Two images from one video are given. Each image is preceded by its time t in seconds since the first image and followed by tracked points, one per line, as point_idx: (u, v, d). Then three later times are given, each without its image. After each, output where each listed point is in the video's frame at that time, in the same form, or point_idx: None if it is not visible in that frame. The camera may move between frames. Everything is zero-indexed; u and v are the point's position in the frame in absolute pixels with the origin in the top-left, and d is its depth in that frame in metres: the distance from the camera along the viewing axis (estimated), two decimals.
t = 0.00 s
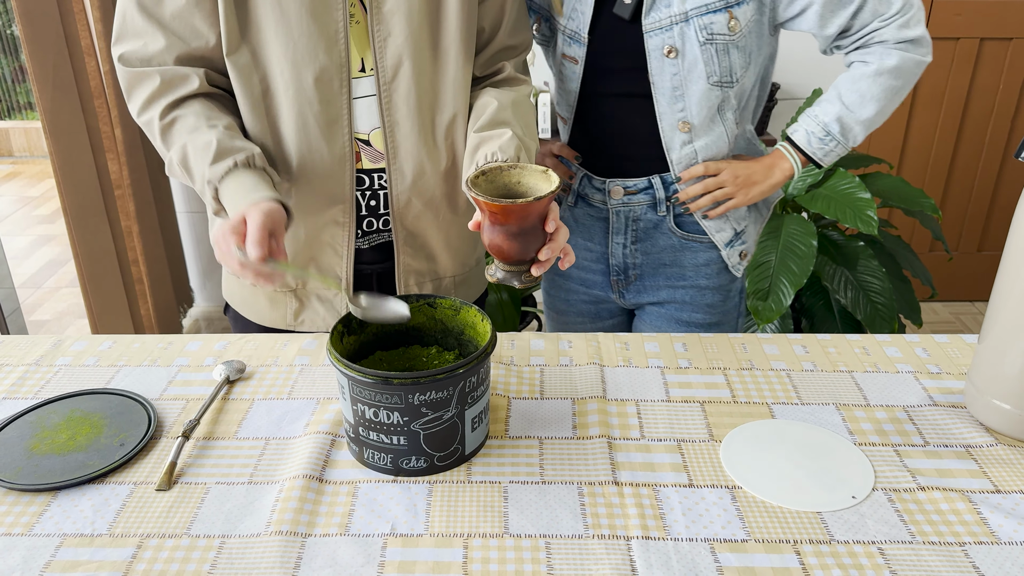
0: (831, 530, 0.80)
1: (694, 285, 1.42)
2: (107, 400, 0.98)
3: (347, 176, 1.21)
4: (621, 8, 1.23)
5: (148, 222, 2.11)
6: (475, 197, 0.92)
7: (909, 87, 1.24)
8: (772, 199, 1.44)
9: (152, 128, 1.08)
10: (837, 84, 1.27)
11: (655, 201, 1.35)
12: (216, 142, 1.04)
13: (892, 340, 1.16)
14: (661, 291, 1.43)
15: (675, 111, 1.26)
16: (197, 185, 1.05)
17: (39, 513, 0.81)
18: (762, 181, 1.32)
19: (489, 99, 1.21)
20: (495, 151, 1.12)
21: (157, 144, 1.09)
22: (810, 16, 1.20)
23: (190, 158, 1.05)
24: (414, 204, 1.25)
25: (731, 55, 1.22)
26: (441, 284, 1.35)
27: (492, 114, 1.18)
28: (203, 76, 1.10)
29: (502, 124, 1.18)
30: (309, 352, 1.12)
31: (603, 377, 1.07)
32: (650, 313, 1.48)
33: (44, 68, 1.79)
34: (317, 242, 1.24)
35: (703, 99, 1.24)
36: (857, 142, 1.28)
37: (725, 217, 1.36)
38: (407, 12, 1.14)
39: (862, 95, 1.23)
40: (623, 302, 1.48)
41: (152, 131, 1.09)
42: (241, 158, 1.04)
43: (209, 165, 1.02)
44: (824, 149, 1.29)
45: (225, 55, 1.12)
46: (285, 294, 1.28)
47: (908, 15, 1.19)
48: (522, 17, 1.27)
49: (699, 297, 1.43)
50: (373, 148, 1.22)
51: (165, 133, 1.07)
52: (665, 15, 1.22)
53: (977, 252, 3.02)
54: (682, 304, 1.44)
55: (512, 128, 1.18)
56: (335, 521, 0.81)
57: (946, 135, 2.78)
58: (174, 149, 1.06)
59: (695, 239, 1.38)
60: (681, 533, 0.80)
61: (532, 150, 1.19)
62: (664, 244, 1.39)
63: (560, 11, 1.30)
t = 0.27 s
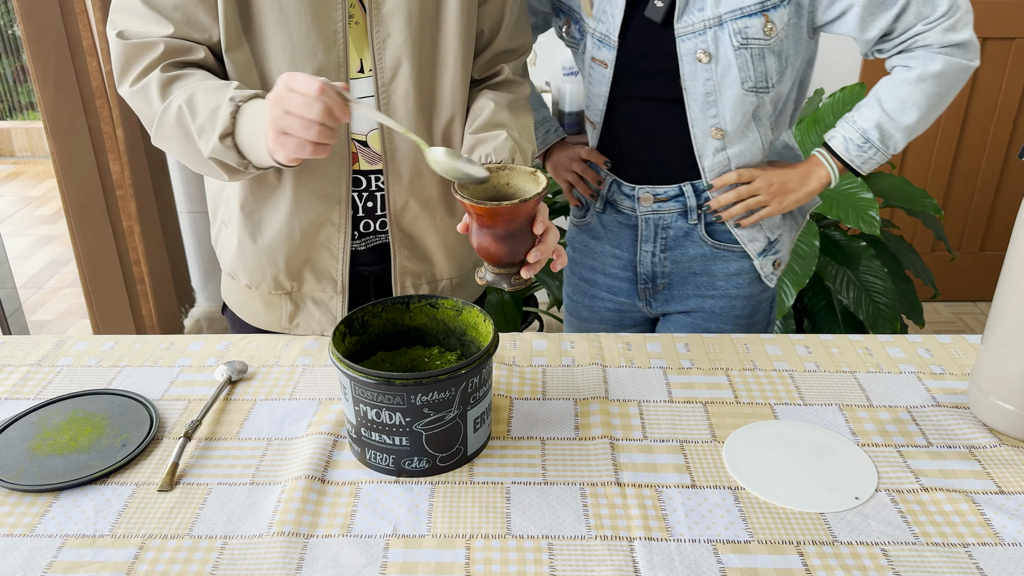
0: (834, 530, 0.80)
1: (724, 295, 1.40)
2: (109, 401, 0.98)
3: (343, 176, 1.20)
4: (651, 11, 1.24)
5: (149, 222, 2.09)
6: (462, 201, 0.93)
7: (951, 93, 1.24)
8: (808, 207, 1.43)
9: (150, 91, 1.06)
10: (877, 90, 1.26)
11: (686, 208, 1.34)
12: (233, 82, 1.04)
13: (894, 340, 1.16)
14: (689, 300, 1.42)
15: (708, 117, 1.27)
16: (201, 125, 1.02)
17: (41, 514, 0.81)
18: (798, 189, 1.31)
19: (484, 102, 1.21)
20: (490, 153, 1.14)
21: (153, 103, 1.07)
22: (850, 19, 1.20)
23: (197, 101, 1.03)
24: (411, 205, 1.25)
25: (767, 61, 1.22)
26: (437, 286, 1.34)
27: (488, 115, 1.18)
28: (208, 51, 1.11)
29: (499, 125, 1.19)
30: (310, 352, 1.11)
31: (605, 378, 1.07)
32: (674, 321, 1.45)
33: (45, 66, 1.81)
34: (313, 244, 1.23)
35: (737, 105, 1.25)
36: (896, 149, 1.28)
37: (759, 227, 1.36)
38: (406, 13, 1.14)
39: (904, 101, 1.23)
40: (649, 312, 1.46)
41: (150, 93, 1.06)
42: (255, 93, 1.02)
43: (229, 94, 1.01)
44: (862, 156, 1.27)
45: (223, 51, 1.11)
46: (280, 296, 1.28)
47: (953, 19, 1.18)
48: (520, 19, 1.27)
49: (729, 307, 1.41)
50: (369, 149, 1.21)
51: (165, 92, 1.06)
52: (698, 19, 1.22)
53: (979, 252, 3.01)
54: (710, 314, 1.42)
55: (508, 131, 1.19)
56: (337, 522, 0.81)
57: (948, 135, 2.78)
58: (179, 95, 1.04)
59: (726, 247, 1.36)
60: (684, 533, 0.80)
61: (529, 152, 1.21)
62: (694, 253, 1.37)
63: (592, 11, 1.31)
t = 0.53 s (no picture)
0: (839, 531, 0.80)
1: (746, 300, 1.40)
2: (113, 401, 0.98)
3: (350, 178, 1.20)
4: (679, 18, 1.23)
5: (151, 221, 2.10)
6: (480, 202, 0.92)
7: (985, 101, 1.20)
8: (833, 213, 1.42)
9: (153, 116, 1.09)
10: (907, 98, 1.24)
11: (710, 213, 1.33)
12: (214, 119, 1.03)
13: (899, 340, 1.15)
14: (711, 305, 1.42)
15: (734, 125, 1.26)
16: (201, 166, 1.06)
17: (45, 514, 0.81)
18: (824, 197, 1.30)
19: (493, 102, 1.21)
20: (500, 154, 1.12)
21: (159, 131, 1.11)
22: (881, 27, 1.17)
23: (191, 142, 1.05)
24: (418, 206, 1.25)
25: (795, 69, 1.21)
26: (444, 287, 1.34)
27: (496, 117, 1.18)
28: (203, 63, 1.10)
29: (506, 127, 1.19)
30: (314, 353, 1.11)
31: (609, 378, 1.07)
32: (693, 324, 1.45)
33: (48, 70, 1.81)
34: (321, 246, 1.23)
35: (764, 114, 1.24)
36: (925, 158, 1.25)
37: (784, 233, 1.35)
38: (412, 14, 1.14)
39: (933, 111, 1.20)
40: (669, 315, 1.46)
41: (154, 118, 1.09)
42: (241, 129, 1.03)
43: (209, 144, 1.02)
44: (890, 165, 1.25)
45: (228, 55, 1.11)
46: (288, 297, 1.28)
47: (988, 27, 1.15)
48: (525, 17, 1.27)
49: (751, 313, 1.41)
50: (377, 150, 1.22)
51: (166, 121, 1.08)
52: (724, 27, 1.21)
53: (982, 252, 3.01)
54: (731, 319, 1.42)
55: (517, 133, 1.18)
56: (340, 522, 0.81)
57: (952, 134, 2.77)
58: (176, 135, 1.07)
59: (750, 254, 1.36)
60: (688, 535, 0.79)
61: (537, 153, 1.20)
62: (717, 259, 1.37)
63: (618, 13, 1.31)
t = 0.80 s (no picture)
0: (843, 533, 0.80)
1: (745, 302, 1.40)
2: (114, 403, 0.98)
3: (352, 180, 1.20)
4: (678, 16, 1.23)
5: (154, 222, 2.13)
6: (476, 207, 0.92)
7: (982, 100, 1.21)
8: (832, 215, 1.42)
9: (156, 117, 1.10)
10: (904, 98, 1.24)
11: (708, 215, 1.33)
12: (221, 113, 1.05)
13: (903, 341, 1.15)
14: (709, 308, 1.41)
15: (733, 125, 1.26)
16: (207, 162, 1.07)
17: (46, 516, 0.80)
18: (822, 198, 1.30)
19: (494, 103, 1.21)
20: (500, 156, 1.12)
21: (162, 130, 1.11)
22: (880, 28, 1.17)
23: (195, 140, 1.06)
24: (420, 208, 1.25)
25: (793, 69, 1.21)
26: (447, 288, 1.34)
27: (497, 117, 1.18)
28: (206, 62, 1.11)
29: (507, 128, 1.19)
30: (316, 354, 1.11)
31: (612, 379, 1.07)
32: (689, 327, 1.44)
33: (52, 72, 1.79)
34: (322, 248, 1.23)
35: (763, 114, 1.24)
36: (923, 158, 1.26)
37: (782, 235, 1.35)
38: (413, 15, 1.14)
39: (932, 111, 1.21)
40: (666, 318, 1.45)
41: (157, 121, 1.10)
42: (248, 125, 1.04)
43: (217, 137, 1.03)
44: (888, 166, 1.26)
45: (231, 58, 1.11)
46: (290, 299, 1.28)
47: (986, 27, 1.16)
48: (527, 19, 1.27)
49: (749, 316, 1.41)
50: (379, 152, 1.22)
51: (170, 119, 1.09)
52: (724, 26, 1.21)
53: (986, 252, 3.00)
54: (729, 323, 1.41)
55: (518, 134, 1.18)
56: (342, 525, 0.80)
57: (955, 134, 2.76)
58: (179, 133, 1.08)
59: (748, 255, 1.35)
60: (691, 536, 0.79)
61: (538, 154, 1.19)
62: (716, 261, 1.36)
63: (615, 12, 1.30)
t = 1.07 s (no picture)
0: (846, 536, 0.79)
1: (728, 299, 1.40)
2: (116, 405, 0.98)
3: (354, 181, 1.20)
4: (658, 14, 1.22)
5: (155, 224, 2.12)
6: (474, 203, 0.92)
7: (958, 97, 1.23)
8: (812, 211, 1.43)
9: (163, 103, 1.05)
10: (883, 94, 1.25)
11: (690, 212, 1.33)
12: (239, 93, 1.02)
13: (906, 342, 1.15)
14: (693, 305, 1.41)
15: (714, 122, 1.25)
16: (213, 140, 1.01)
17: (47, 519, 0.80)
18: (802, 194, 1.30)
19: (494, 103, 1.20)
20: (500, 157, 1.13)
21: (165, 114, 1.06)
22: (859, 23, 1.19)
23: (207, 115, 1.01)
24: (421, 208, 1.25)
25: (774, 65, 1.22)
26: (448, 289, 1.34)
27: (497, 117, 1.18)
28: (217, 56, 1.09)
29: (507, 128, 1.19)
30: (318, 355, 1.11)
31: (614, 381, 1.07)
32: (677, 325, 1.44)
33: (53, 74, 1.80)
34: (324, 249, 1.23)
35: (743, 110, 1.24)
36: (902, 153, 1.26)
37: (764, 231, 1.35)
38: (415, 16, 1.14)
39: (910, 105, 1.22)
40: (651, 314, 1.45)
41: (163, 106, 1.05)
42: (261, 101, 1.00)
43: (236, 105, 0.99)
44: (869, 161, 1.26)
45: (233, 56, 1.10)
46: (291, 300, 1.28)
47: (961, 23, 1.18)
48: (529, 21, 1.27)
49: (732, 311, 1.41)
50: (379, 152, 1.21)
51: (177, 104, 1.05)
52: (704, 23, 1.21)
53: (989, 252, 2.99)
54: (713, 319, 1.41)
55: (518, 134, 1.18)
56: (344, 527, 0.80)
57: (958, 134, 2.76)
58: (188, 110, 1.02)
59: (730, 251, 1.36)
60: (694, 539, 0.79)
61: (538, 154, 1.21)
62: (699, 257, 1.36)
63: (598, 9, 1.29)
